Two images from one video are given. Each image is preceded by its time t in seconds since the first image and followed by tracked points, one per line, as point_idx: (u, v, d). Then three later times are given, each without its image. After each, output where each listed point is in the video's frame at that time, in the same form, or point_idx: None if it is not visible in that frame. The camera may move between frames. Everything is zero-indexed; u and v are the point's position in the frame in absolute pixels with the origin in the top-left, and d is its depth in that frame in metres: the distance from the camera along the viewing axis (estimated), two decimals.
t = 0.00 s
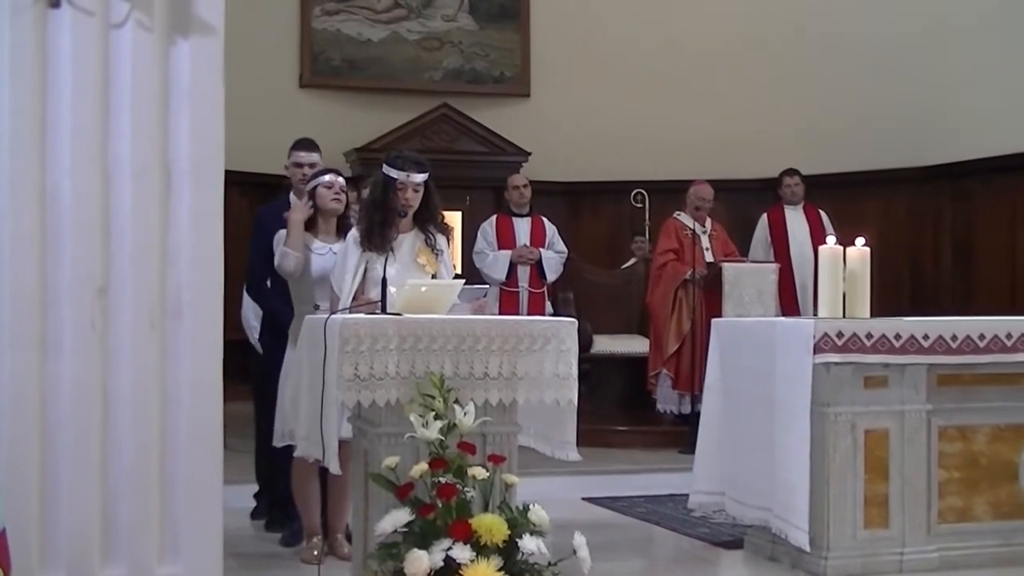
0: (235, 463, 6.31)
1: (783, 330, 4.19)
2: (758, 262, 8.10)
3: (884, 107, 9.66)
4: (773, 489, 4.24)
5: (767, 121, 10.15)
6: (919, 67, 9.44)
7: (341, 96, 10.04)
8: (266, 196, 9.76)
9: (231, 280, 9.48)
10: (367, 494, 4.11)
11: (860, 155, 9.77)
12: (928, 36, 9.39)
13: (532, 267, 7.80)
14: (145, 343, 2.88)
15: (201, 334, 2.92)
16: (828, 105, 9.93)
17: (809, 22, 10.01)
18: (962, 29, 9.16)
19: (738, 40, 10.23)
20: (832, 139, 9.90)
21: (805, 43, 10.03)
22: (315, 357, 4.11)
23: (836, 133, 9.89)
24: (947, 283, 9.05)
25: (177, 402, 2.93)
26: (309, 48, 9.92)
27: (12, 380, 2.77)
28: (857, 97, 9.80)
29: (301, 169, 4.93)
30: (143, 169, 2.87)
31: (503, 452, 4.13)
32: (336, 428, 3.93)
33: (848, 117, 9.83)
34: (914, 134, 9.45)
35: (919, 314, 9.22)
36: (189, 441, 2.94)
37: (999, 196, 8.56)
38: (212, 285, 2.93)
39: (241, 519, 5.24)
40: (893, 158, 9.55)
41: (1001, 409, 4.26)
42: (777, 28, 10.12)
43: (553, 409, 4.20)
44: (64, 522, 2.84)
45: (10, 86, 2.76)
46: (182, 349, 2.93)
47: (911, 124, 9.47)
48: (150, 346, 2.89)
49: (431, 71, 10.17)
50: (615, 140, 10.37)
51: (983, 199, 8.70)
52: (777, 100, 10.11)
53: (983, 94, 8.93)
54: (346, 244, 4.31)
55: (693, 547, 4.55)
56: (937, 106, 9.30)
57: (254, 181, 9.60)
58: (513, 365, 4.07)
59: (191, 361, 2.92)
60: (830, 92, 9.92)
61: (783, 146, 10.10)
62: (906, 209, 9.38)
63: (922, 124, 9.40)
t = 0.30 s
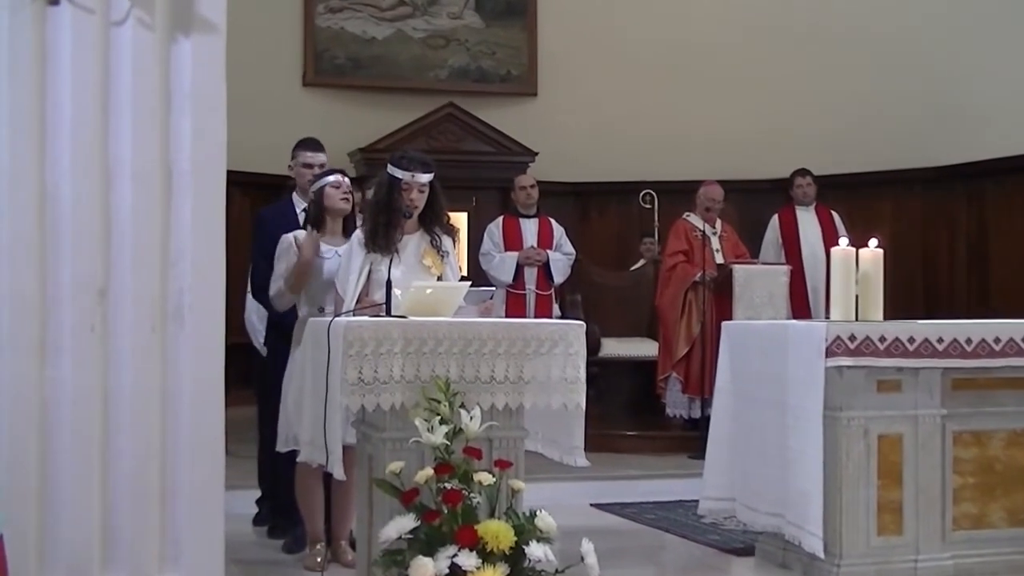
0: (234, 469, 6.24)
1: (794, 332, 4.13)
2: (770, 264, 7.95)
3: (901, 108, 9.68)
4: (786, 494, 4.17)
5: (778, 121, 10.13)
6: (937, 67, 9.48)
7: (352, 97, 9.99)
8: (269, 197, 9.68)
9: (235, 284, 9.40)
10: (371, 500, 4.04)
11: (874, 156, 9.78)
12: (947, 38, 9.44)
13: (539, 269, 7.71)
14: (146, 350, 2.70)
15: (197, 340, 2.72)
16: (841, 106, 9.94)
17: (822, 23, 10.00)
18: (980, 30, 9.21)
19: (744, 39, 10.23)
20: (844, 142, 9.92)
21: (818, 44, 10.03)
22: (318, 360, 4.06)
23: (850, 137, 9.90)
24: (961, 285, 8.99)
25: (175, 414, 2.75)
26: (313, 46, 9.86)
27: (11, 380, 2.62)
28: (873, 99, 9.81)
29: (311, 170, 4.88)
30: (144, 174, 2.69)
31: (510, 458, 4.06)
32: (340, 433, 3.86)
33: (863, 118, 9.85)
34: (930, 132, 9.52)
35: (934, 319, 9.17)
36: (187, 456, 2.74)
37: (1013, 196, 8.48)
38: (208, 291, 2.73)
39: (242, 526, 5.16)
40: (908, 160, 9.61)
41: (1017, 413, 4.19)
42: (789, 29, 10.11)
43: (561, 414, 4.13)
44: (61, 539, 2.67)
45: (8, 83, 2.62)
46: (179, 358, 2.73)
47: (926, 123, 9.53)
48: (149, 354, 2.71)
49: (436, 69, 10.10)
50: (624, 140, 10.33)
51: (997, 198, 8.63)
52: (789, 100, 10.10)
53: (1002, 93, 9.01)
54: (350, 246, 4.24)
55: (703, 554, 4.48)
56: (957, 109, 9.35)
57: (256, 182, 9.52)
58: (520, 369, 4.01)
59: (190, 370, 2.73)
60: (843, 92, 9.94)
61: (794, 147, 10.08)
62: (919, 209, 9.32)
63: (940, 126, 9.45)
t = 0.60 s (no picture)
0: (228, 479, 6.10)
1: (812, 338, 3.97)
2: (785, 265, 7.77)
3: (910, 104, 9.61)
4: (802, 506, 4.00)
5: (787, 119, 10.06)
6: (948, 61, 9.42)
7: (343, 90, 9.86)
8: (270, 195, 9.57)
9: (228, 283, 9.25)
10: (370, 512, 3.87)
11: (887, 156, 9.68)
12: (960, 32, 9.34)
13: (545, 271, 7.53)
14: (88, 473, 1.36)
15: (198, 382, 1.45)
16: (850, 102, 9.87)
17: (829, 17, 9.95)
18: (988, 24, 9.22)
19: (748, 31, 10.16)
20: (852, 140, 9.86)
21: (827, 39, 9.97)
22: (315, 366, 3.89)
23: (858, 134, 9.83)
24: (986, 289, 8.73)
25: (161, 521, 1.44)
26: (309, 38, 9.75)
27: None
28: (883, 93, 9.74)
29: (315, 165, 4.71)
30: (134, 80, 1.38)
31: (514, 467, 3.89)
32: (337, 442, 3.70)
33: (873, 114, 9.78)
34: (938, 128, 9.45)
35: (957, 322, 8.93)
36: None
37: None
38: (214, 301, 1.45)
39: (236, 539, 5.02)
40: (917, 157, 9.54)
41: None
42: (797, 23, 10.06)
43: (568, 422, 3.96)
44: None
45: None
46: (174, 418, 1.43)
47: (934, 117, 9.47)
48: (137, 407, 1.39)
49: (439, 62, 9.99)
50: (630, 136, 10.24)
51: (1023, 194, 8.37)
52: (797, 95, 10.03)
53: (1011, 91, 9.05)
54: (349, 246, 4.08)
55: (715, 569, 4.34)
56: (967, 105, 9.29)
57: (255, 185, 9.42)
58: (525, 375, 3.84)
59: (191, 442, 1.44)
60: (852, 86, 9.89)
61: (802, 143, 10.02)
62: (944, 210, 9.09)
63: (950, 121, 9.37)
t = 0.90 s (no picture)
0: (214, 491, 5.96)
1: (825, 344, 3.81)
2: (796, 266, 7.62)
3: (914, 98, 9.49)
4: (813, 518, 3.86)
5: (789, 113, 9.93)
6: (957, 56, 9.34)
7: (333, 80, 9.71)
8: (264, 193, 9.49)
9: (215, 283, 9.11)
10: (365, 523, 3.73)
11: (893, 148, 9.55)
12: (967, 27, 9.30)
13: (547, 273, 7.39)
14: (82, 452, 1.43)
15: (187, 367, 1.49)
16: (854, 96, 9.75)
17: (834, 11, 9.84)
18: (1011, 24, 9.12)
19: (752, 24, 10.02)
20: (856, 136, 9.73)
21: (831, 33, 9.84)
22: (308, 371, 3.75)
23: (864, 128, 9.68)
24: (1006, 291, 8.60)
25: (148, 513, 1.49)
26: (300, 30, 9.61)
27: None
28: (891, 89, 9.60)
29: (315, 163, 4.57)
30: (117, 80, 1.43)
31: (515, 477, 3.75)
32: (331, 450, 3.57)
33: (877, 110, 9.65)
34: (942, 123, 9.35)
35: (975, 327, 8.77)
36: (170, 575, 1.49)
37: None
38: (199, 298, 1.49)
39: (224, 550, 4.86)
40: (922, 152, 9.41)
41: None
42: (800, 16, 9.93)
43: (570, 429, 3.82)
44: None
45: None
46: (160, 417, 1.48)
47: (937, 111, 9.37)
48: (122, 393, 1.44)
49: (436, 55, 9.85)
50: (630, 131, 10.12)
51: None
52: (800, 89, 9.92)
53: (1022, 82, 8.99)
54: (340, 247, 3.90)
55: None
56: (974, 99, 9.21)
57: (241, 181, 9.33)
58: (526, 381, 3.71)
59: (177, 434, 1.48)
60: (859, 82, 9.76)
61: (805, 138, 9.91)
62: (962, 210, 8.94)
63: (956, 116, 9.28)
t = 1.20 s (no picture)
0: (200, 504, 5.79)
1: (840, 349, 3.64)
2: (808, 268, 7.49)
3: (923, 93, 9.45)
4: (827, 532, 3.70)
5: (793, 106, 9.78)
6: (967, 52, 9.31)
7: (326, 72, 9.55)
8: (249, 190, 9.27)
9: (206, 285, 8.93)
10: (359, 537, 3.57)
11: (903, 142, 9.47)
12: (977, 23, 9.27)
13: (548, 275, 7.19)
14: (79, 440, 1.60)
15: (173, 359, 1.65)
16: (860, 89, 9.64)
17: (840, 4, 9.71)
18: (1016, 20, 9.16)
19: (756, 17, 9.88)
20: (863, 131, 9.62)
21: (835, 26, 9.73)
22: (299, 378, 3.59)
23: (870, 123, 9.60)
24: None
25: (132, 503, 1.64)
26: (292, 22, 9.46)
27: None
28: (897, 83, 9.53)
29: (316, 161, 4.42)
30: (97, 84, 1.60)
31: (516, 488, 3.58)
32: (322, 460, 3.41)
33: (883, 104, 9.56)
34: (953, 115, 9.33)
35: (997, 330, 8.60)
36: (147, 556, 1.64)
37: None
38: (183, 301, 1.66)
39: (211, 565, 4.69)
40: (931, 149, 9.35)
41: None
42: (803, 7, 9.79)
43: (573, 439, 3.65)
44: None
45: None
46: (143, 419, 1.63)
47: (947, 103, 9.33)
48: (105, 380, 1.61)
49: (433, 47, 9.70)
50: (631, 126, 9.95)
51: None
52: (804, 83, 9.78)
53: None
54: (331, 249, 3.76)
55: None
56: (981, 97, 9.24)
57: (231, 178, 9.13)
58: (527, 389, 3.55)
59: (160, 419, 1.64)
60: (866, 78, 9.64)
61: (810, 133, 9.75)
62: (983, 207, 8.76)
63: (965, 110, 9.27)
